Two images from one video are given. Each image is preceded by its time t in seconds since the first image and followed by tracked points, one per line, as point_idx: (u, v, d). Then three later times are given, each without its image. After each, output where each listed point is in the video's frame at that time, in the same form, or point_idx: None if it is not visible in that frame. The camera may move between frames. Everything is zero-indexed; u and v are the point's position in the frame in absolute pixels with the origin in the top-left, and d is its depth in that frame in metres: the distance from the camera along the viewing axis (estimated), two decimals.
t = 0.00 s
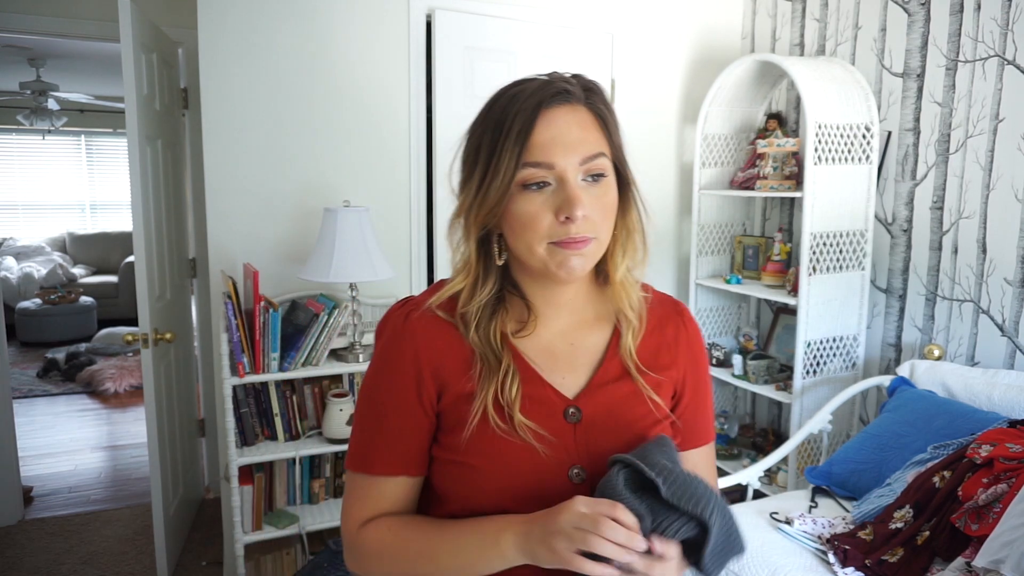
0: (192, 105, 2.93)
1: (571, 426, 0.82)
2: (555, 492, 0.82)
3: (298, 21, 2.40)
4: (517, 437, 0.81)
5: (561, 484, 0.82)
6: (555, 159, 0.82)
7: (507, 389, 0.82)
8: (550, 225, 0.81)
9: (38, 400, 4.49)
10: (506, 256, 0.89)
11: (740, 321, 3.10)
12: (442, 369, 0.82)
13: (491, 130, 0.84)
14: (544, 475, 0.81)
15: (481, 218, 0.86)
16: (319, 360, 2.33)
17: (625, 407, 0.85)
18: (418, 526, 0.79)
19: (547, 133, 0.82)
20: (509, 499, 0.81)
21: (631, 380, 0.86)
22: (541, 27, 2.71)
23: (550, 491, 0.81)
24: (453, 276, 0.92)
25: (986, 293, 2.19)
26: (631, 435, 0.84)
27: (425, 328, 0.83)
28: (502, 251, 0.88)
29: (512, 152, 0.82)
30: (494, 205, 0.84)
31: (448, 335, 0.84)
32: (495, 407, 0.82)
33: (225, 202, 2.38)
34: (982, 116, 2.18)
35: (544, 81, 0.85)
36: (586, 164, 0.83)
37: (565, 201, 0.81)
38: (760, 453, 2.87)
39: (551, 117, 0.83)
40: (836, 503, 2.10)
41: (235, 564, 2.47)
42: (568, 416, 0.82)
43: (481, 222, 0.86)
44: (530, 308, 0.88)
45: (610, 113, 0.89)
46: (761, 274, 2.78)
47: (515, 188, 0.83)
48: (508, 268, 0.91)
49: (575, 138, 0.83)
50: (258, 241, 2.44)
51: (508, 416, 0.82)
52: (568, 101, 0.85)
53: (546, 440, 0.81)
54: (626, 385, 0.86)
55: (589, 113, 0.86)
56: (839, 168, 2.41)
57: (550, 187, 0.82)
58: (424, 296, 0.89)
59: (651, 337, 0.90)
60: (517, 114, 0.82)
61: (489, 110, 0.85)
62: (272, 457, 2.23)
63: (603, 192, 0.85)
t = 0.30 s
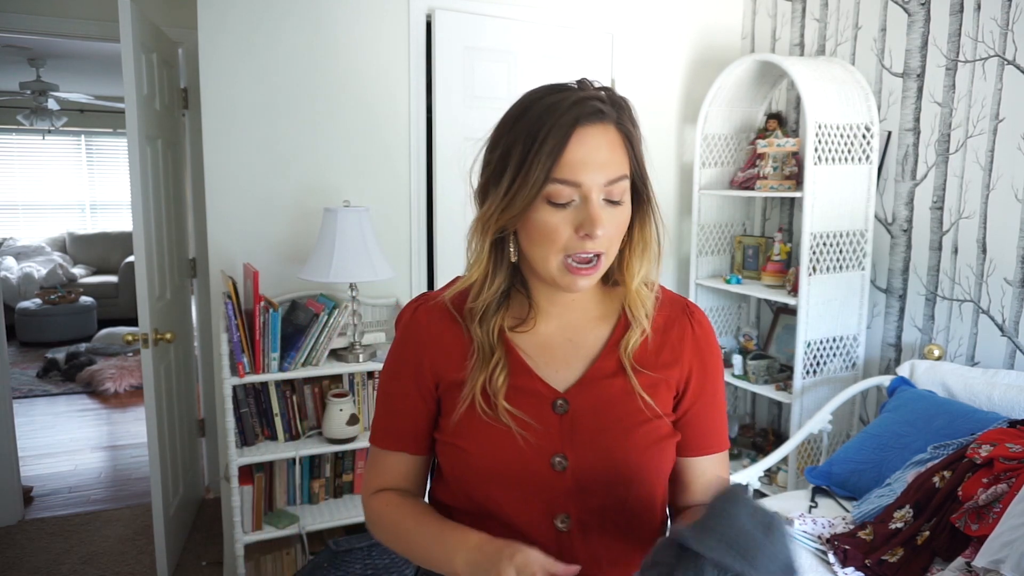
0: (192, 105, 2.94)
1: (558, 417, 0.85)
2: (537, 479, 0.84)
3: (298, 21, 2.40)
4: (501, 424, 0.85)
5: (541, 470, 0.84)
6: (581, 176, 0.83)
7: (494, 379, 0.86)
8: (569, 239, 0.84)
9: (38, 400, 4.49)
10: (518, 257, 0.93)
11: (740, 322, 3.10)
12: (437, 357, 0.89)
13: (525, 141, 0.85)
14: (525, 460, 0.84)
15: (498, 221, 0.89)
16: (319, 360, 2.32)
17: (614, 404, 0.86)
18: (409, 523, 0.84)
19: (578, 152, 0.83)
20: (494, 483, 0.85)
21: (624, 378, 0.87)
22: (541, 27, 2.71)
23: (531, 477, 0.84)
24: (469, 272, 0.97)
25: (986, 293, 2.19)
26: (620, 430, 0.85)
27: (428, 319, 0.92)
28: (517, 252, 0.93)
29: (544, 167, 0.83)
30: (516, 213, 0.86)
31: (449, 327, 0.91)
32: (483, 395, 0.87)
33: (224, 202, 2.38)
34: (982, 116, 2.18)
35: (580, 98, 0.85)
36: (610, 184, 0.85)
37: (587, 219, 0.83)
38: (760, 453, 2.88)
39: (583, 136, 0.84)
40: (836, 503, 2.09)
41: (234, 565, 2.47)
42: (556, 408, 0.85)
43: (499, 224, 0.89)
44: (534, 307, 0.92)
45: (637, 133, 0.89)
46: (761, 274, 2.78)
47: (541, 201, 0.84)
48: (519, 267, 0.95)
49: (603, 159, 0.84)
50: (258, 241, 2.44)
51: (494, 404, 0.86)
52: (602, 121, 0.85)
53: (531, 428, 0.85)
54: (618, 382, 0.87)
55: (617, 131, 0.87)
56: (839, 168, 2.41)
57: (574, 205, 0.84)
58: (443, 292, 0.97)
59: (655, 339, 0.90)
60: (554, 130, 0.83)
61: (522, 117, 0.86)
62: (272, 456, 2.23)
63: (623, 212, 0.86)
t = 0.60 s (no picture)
0: (192, 105, 2.94)
1: (532, 407, 0.85)
2: (511, 468, 0.84)
3: (298, 22, 2.40)
4: (478, 412, 0.85)
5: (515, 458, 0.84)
6: (556, 178, 0.84)
7: (473, 368, 0.87)
8: (539, 236, 0.85)
9: (38, 400, 4.49)
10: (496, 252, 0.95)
11: (740, 321, 3.10)
12: (419, 346, 0.91)
13: (505, 143, 0.86)
14: (500, 448, 0.84)
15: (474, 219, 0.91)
16: (319, 360, 2.33)
17: (589, 397, 0.86)
18: (405, 528, 0.83)
19: (554, 155, 0.84)
20: (468, 471, 0.85)
21: (598, 371, 0.87)
22: (541, 27, 2.71)
23: (505, 465, 0.84)
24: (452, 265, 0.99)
25: (986, 293, 2.19)
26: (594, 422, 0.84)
27: (412, 312, 0.93)
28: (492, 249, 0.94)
29: (520, 167, 0.84)
30: (494, 210, 0.87)
31: (432, 319, 0.92)
32: (462, 383, 0.87)
33: (225, 202, 2.38)
34: (982, 116, 2.18)
35: (560, 104, 0.86)
36: (584, 187, 0.86)
37: (558, 219, 0.84)
38: (760, 453, 2.88)
39: (560, 140, 0.85)
40: (836, 503, 2.10)
41: (235, 565, 2.47)
42: (531, 398, 0.85)
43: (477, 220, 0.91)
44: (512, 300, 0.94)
45: (615, 141, 0.91)
46: (761, 274, 2.78)
47: (517, 199, 0.85)
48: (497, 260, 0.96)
49: (577, 165, 0.85)
50: (258, 241, 2.44)
51: (473, 393, 0.86)
52: (580, 127, 0.86)
53: (506, 417, 0.85)
54: (591, 375, 0.87)
55: (596, 138, 0.88)
56: (839, 168, 2.41)
57: (547, 205, 0.85)
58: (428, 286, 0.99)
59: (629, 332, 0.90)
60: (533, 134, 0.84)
61: (504, 119, 0.87)
62: (272, 457, 2.23)
63: (597, 214, 0.87)
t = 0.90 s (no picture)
0: (192, 105, 2.93)
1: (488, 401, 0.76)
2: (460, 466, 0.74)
3: (298, 22, 2.40)
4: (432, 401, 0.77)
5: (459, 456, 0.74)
6: (500, 167, 0.76)
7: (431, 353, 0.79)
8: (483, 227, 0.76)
9: (38, 400, 4.49)
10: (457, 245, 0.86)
11: (740, 321, 3.10)
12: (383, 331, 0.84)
13: (452, 135, 0.79)
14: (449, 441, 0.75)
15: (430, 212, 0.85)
16: (318, 360, 2.33)
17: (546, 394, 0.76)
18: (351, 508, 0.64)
19: (499, 145, 0.76)
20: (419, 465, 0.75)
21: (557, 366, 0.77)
22: (541, 27, 2.70)
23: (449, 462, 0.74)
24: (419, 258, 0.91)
25: (986, 293, 2.19)
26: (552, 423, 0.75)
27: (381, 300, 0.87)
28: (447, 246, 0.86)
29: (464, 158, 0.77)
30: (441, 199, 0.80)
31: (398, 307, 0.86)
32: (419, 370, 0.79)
33: (224, 202, 2.38)
34: (982, 116, 2.18)
35: (509, 101, 0.79)
36: (530, 179, 0.77)
37: (500, 209, 0.75)
38: (760, 453, 2.88)
39: (504, 132, 0.77)
40: (836, 503, 2.10)
41: (235, 564, 2.47)
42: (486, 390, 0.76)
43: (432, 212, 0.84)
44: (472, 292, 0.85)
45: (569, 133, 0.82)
46: (761, 274, 2.78)
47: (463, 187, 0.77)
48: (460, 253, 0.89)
49: (521, 153, 0.76)
50: (258, 241, 2.44)
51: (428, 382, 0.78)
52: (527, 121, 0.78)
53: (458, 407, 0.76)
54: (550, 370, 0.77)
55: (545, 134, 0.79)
56: (839, 167, 2.41)
57: (490, 196, 0.76)
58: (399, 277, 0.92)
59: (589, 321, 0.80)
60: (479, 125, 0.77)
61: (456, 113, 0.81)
62: (272, 457, 2.23)
63: (543, 209, 0.78)
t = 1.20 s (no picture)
0: (193, 105, 2.93)
1: (447, 383, 0.90)
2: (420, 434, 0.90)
3: (299, 22, 2.40)
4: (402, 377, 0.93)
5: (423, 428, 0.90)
6: (448, 168, 0.86)
7: (405, 336, 0.95)
8: (434, 221, 0.86)
9: (38, 400, 4.49)
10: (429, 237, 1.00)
11: (740, 321, 3.10)
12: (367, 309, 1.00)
13: (409, 138, 0.92)
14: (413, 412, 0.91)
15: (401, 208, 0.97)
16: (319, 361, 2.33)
17: (497, 380, 0.90)
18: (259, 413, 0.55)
19: (448, 149, 0.86)
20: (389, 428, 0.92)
21: (508, 359, 0.90)
22: (542, 27, 2.70)
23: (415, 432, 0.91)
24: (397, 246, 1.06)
25: (986, 293, 2.19)
26: (499, 404, 0.89)
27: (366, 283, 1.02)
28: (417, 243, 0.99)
29: (416, 159, 0.90)
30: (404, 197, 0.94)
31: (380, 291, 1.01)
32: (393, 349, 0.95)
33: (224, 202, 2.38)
34: (982, 116, 2.18)
35: (455, 107, 0.91)
36: (477, 180, 0.86)
37: (447, 206, 0.85)
38: (760, 453, 2.88)
39: (450, 134, 0.87)
40: (836, 503, 2.10)
41: (235, 565, 2.47)
42: (446, 374, 0.90)
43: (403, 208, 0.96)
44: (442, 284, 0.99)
45: (520, 137, 0.92)
46: (761, 274, 2.78)
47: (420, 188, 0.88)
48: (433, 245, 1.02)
49: (467, 158, 0.86)
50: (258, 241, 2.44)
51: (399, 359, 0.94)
52: (474, 125, 0.89)
53: (421, 384, 0.92)
54: (502, 362, 0.91)
55: (492, 137, 0.89)
56: (839, 167, 2.41)
57: (442, 195, 0.86)
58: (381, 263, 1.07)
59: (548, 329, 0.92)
60: (427, 129, 0.90)
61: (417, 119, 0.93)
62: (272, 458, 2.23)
63: (493, 206, 0.87)
